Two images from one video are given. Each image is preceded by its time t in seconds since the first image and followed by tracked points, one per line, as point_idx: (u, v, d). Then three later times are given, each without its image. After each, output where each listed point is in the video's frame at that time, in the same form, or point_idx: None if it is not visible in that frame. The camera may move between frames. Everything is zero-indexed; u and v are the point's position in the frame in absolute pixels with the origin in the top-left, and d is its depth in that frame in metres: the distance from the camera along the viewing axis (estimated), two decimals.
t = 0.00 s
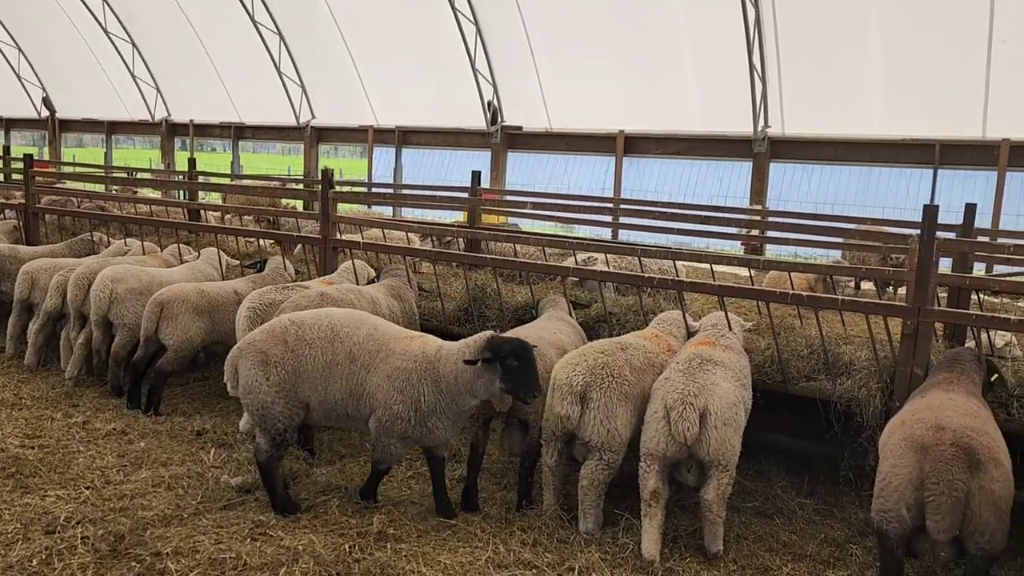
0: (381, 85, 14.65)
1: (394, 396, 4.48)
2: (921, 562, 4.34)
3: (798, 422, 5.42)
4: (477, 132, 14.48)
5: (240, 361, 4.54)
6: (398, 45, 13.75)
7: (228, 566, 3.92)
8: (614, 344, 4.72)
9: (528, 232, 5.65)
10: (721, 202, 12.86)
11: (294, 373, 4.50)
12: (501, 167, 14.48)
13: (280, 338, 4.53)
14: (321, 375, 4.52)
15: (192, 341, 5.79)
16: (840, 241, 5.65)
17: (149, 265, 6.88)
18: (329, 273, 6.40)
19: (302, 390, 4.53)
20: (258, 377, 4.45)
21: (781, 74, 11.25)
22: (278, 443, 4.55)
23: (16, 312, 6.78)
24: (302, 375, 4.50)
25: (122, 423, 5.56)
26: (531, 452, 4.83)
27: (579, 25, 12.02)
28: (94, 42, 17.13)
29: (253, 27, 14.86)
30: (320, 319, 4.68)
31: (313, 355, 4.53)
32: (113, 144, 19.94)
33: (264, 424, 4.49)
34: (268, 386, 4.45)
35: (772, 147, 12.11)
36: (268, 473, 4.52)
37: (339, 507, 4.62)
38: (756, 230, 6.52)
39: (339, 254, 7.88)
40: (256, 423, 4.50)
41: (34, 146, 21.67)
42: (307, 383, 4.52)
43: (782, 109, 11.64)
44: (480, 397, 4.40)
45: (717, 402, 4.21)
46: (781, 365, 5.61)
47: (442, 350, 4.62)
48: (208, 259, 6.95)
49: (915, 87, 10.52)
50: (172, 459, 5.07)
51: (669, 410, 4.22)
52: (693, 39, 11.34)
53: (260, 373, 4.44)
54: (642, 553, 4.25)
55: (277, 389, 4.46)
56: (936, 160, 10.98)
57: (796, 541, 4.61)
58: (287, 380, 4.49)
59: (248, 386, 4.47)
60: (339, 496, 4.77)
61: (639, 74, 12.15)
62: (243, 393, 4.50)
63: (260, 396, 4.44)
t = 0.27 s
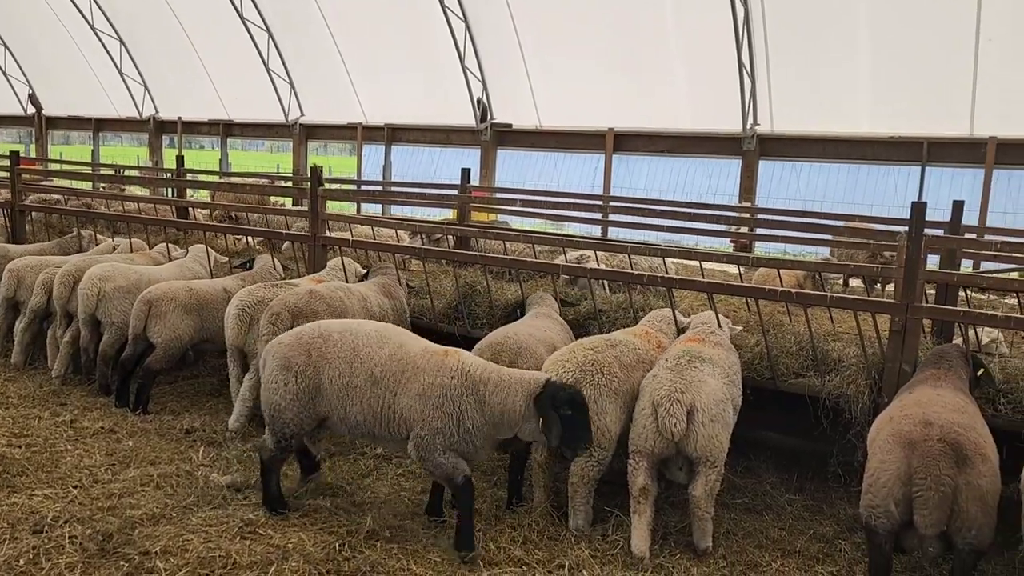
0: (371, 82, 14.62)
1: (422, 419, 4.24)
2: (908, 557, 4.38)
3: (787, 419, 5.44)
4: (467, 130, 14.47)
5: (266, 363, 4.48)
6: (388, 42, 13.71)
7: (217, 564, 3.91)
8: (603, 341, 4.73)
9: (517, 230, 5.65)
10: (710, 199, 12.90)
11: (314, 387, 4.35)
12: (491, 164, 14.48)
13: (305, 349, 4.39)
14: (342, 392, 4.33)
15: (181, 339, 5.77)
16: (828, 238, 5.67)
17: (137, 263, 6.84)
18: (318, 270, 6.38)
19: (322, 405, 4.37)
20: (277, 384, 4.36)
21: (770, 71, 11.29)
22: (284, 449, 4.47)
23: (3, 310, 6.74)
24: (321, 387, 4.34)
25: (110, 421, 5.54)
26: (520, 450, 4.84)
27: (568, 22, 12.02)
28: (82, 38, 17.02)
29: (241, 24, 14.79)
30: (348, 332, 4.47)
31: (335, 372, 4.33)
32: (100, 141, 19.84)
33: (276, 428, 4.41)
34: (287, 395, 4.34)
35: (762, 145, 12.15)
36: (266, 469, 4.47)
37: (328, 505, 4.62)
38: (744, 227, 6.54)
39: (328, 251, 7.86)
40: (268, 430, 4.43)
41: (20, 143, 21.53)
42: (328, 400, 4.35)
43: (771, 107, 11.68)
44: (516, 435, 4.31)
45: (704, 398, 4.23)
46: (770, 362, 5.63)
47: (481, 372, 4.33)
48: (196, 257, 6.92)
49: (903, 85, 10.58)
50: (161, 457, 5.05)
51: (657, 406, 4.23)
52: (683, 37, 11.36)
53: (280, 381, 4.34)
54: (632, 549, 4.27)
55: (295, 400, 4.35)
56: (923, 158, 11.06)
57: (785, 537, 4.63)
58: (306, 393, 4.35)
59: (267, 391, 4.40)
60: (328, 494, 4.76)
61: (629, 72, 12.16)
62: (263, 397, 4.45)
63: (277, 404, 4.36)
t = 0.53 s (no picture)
0: (361, 79, 14.57)
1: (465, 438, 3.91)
2: (895, 552, 4.41)
3: (775, 415, 5.47)
4: (458, 127, 14.45)
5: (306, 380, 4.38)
6: (378, 40, 13.68)
7: (206, 563, 3.90)
8: (593, 338, 4.73)
9: (507, 227, 5.65)
10: (700, 196, 12.95)
11: (350, 409, 4.15)
12: (481, 161, 14.47)
13: (345, 369, 4.22)
14: (381, 411, 4.07)
15: (170, 337, 5.75)
16: (817, 235, 5.69)
17: (126, 261, 6.81)
18: (308, 268, 6.37)
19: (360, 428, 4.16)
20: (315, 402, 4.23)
21: (759, 69, 11.33)
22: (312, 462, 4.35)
23: None
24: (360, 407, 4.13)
25: (98, 420, 5.52)
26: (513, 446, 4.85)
27: (558, 19, 12.02)
28: (69, 35, 16.93)
29: (230, 21, 14.72)
30: (391, 352, 4.23)
31: (372, 393, 4.10)
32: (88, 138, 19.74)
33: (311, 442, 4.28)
34: (325, 413, 4.18)
35: (751, 142, 12.19)
36: (278, 470, 4.41)
37: (320, 504, 4.61)
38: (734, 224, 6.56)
39: (318, 249, 7.84)
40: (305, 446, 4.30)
41: (8, 140, 21.40)
42: (363, 421, 4.12)
43: (761, 105, 11.73)
44: (572, 462, 3.94)
45: (694, 395, 4.25)
46: (759, 358, 5.65)
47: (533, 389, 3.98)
48: (185, 255, 6.90)
49: (891, 83, 10.63)
50: (150, 456, 5.04)
51: (647, 403, 4.25)
52: (672, 34, 11.38)
53: (317, 400, 4.19)
54: (623, 546, 4.28)
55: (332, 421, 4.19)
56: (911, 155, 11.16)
57: (774, 533, 4.66)
58: (342, 415, 4.17)
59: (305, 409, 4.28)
60: (318, 493, 4.75)
61: (619, 69, 12.17)
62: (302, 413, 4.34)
63: (314, 422, 4.21)
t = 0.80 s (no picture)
0: (352, 77, 14.53)
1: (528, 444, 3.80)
2: (884, 547, 4.44)
3: (765, 411, 5.50)
4: (449, 125, 14.44)
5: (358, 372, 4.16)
6: (369, 37, 13.65)
7: (197, 561, 3.89)
8: (580, 334, 4.74)
9: (498, 225, 5.65)
10: (691, 194, 12.98)
11: (404, 402, 3.96)
12: (472, 159, 14.46)
13: (401, 360, 4.03)
14: (440, 410, 3.89)
15: (160, 335, 5.73)
16: (808, 232, 5.70)
17: (115, 259, 6.78)
18: (298, 266, 6.36)
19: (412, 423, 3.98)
20: (372, 398, 4.03)
21: (750, 67, 11.35)
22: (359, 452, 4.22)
23: None
24: (417, 404, 3.94)
25: (88, 418, 5.50)
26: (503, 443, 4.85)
27: (550, 17, 12.01)
28: (58, 32, 16.83)
29: (220, 18, 14.65)
30: (451, 347, 4.04)
31: (429, 390, 3.91)
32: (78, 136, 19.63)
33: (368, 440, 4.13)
34: (380, 410, 4.01)
35: (742, 139, 12.23)
36: (380, 490, 4.27)
37: (310, 501, 4.61)
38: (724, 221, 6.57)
39: (308, 247, 7.83)
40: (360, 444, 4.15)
41: None
42: (422, 419, 3.94)
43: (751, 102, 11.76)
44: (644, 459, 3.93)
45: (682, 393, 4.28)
46: (749, 355, 5.67)
47: (599, 396, 3.93)
48: (174, 252, 6.87)
49: (881, 80, 10.67)
50: (139, 454, 5.02)
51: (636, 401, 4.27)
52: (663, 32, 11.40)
53: (372, 397, 4.01)
54: (613, 542, 4.29)
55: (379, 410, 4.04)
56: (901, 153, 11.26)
57: (764, 529, 4.68)
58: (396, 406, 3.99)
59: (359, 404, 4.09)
60: (309, 491, 4.74)
61: (610, 67, 12.18)
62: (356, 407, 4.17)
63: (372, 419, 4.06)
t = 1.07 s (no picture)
0: (344, 74, 14.49)
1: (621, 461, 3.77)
2: (876, 543, 4.46)
3: (757, 408, 5.52)
4: (441, 123, 14.42)
5: (407, 395, 3.89)
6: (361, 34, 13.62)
7: (188, 560, 3.88)
8: (570, 332, 4.75)
9: (490, 222, 5.65)
10: (682, 191, 13.00)
11: (470, 430, 3.77)
12: (464, 156, 14.43)
13: (452, 385, 3.81)
14: (513, 433, 3.74)
15: (150, 334, 5.71)
16: (799, 229, 5.72)
17: (104, 257, 6.75)
18: (290, 263, 6.37)
19: (479, 450, 3.81)
20: (427, 424, 3.79)
21: (741, 64, 11.38)
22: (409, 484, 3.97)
23: None
24: (483, 428, 3.76)
25: (78, 417, 5.47)
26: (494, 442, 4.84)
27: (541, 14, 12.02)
28: (47, 29, 16.73)
29: (211, 15, 14.59)
30: (510, 364, 3.89)
31: (497, 412, 3.75)
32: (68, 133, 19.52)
33: (419, 469, 3.86)
34: (437, 437, 3.78)
35: (733, 136, 12.25)
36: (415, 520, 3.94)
37: (303, 500, 4.60)
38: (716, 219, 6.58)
39: (300, 245, 7.81)
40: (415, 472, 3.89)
41: None
42: (491, 443, 3.77)
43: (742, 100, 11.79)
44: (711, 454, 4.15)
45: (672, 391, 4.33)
46: (741, 352, 5.68)
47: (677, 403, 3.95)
48: (165, 250, 6.85)
49: (872, 78, 10.71)
50: (130, 453, 5.01)
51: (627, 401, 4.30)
52: (654, 29, 11.41)
53: (429, 424, 3.78)
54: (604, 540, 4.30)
55: (442, 441, 3.80)
56: (892, 150, 11.24)
57: (756, 525, 4.69)
58: (462, 436, 3.79)
59: (411, 430, 3.85)
60: (301, 489, 4.73)
61: (602, 64, 12.19)
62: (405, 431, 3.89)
63: (426, 445, 3.81)
